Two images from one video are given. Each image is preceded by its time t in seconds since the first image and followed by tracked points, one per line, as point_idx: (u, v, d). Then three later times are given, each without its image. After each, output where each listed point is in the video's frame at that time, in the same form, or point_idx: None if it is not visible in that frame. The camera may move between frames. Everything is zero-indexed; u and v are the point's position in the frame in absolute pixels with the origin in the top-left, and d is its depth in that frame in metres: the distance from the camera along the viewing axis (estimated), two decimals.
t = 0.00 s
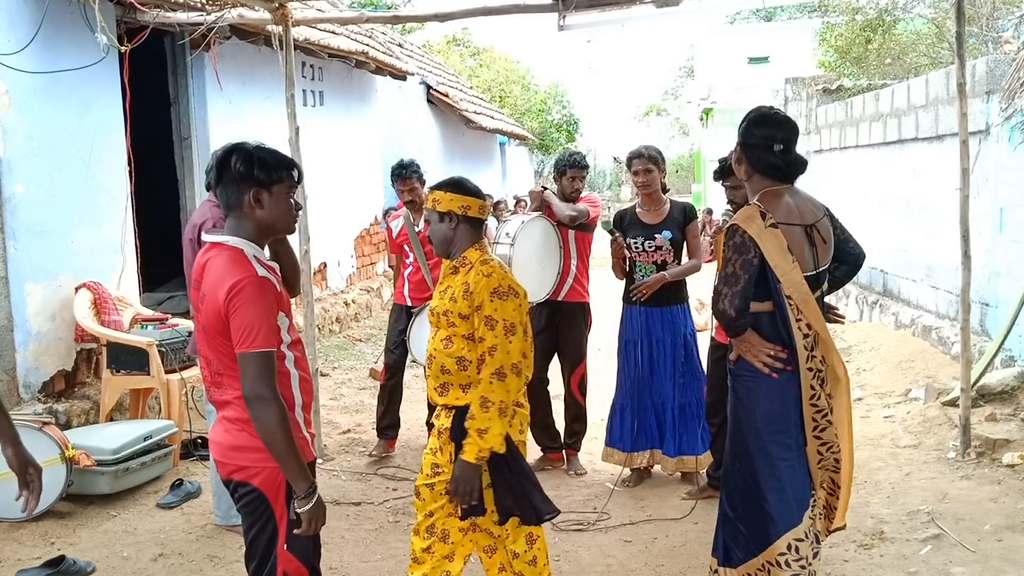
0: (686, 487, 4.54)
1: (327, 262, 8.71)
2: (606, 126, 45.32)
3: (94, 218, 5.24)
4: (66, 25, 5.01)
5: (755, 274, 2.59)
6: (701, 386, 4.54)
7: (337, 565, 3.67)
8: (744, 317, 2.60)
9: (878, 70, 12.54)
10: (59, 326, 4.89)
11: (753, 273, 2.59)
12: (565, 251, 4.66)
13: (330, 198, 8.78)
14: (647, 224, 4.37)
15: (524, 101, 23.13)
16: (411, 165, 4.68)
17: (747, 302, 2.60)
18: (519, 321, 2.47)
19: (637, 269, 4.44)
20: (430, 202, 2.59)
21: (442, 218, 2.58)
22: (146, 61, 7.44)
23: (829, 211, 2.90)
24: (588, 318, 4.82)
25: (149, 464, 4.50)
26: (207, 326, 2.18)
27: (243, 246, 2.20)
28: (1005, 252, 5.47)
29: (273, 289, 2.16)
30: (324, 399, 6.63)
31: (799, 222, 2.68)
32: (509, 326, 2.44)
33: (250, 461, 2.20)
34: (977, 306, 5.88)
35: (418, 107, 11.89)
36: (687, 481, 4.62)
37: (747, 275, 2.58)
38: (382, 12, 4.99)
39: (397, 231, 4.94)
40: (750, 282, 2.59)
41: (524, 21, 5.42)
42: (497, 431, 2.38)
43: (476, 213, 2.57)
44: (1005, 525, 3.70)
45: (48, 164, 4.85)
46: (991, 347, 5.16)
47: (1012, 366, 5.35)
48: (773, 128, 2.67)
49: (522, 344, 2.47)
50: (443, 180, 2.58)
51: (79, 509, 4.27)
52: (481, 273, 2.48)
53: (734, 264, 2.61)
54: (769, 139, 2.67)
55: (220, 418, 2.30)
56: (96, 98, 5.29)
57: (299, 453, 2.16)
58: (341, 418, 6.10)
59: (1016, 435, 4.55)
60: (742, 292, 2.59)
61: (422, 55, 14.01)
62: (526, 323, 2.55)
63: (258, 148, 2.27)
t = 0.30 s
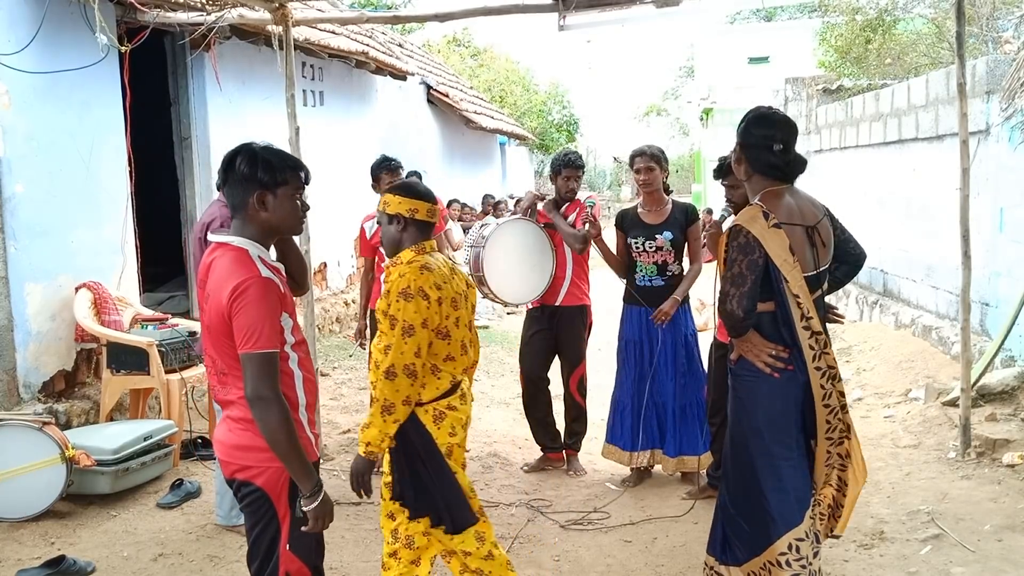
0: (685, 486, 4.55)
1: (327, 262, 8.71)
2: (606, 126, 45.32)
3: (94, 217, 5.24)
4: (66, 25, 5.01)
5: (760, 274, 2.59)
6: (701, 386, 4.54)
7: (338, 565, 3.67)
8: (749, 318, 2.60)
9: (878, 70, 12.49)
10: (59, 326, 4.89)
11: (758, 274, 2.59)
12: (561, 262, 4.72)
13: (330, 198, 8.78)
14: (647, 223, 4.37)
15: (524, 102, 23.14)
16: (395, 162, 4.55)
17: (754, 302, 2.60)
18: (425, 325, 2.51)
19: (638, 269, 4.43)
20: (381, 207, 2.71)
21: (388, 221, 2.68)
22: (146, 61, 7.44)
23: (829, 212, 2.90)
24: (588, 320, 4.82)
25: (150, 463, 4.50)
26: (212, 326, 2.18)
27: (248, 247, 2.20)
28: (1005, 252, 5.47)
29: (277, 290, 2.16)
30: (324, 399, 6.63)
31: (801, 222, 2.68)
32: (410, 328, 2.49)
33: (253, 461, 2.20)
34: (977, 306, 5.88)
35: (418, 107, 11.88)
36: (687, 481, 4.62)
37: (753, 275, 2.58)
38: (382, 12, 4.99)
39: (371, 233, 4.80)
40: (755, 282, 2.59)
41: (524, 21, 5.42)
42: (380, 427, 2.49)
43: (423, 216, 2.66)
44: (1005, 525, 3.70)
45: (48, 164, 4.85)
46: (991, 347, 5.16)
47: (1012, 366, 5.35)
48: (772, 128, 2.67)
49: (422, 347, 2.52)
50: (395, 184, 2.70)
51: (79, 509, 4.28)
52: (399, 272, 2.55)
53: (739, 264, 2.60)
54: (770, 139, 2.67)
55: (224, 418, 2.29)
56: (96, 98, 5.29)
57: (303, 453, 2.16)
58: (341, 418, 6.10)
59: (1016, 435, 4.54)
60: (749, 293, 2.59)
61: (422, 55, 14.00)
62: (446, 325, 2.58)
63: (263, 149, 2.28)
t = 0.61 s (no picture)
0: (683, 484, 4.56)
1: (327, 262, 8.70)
2: (606, 126, 45.32)
3: (94, 217, 5.24)
4: (66, 25, 5.01)
5: (765, 273, 2.59)
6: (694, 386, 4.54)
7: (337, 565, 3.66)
8: (753, 317, 2.60)
9: (878, 70, 12.40)
10: (59, 326, 4.89)
11: (763, 274, 2.59)
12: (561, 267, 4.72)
13: (329, 198, 8.78)
14: (640, 223, 4.38)
15: (524, 102, 23.15)
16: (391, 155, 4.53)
17: (759, 302, 2.60)
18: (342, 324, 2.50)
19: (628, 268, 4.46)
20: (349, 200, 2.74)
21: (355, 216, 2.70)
22: (146, 61, 7.44)
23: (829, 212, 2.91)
24: (589, 320, 4.83)
25: (150, 463, 4.50)
26: (220, 324, 2.17)
27: (258, 245, 2.19)
28: (1005, 252, 5.47)
29: (287, 290, 2.16)
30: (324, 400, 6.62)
31: (803, 221, 2.68)
32: (338, 322, 2.52)
33: (260, 460, 2.20)
34: (977, 306, 5.88)
35: (418, 107, 11.88)
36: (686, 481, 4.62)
37: (758, 274, 2.58)
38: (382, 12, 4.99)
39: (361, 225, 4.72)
40: (761, 282, 2.59)
41: (524, 21, 5.42)
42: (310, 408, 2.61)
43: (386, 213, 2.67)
44: (1005, 524, 3.70)
45: (48, 164, 4.85)
46: (990, 347, 5.16)
47: (1012, 366, 5.35)
48: (772, 127, 2.67)
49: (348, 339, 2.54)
50: (361, 178, 2.72)
51: (79, 509, 4.28)
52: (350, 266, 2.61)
53: (744, 263, 2.60)
54: (770, 139, 2.67)
55: (228, 416, 2.29)
56: (96, 98, 5.29)
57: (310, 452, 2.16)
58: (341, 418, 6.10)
59: (1016, 435, 4.54)
60: (755, 292, 2.59)
61: (422, 55, 14.00)
62: (381, 320, 2.57)
63: (277, 150, 2.26)
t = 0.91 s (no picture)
0: (667, 489, 4.53)
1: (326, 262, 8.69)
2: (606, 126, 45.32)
3: (94, 218, 5.24)
4: (66, 24, 5.01)
5: (766, 273, 2.59)
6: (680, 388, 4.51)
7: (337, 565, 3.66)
8: (753, 317, 2.60)
9: (878, 70, 12.56)
10: (59, 326, 4.89)
11: (764, 273, 2.59)
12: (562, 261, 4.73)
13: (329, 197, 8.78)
14: (633, 223, 4.37)
15: (524, 101, 23.14)
16: (402, 154, 4.49)
17: (760, 302, 2.60)
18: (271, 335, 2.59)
19: (620, 268, 4.46)
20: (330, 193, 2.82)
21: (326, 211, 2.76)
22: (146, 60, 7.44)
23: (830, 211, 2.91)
24: (589, 322, 4.82)
25: (150, 463, 4.49)
26: (244, 322, 2.19)
27: (282, 245, 2.19)
28: (1005, 252, 5.47)
29: (309, 289, 2.16)
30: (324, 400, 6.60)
31: (804, 221, 2.68)
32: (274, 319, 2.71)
33: (280, 457, 2.20)
34: (977, 306, 5.88)
35: (419, 107, 11.88)
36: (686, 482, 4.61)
37: (759, 274, 2.58)
38: (382, 12, 4.99)
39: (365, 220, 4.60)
40: (762, 281, 2.59)
41: (524, 21, 5.42)
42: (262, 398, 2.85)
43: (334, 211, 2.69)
44: (1005, 524, 3.70)
45: (48, 164, 4.85)
46: (990, 347, 5.16)
47: (1012, 366, 5.35)
48: (773, 127, 2.67)
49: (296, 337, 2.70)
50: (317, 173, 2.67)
51: (79, 508, 4.27)
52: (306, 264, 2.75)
53: (744, 263, 2.61)
54: (772, 139, 2.67)
55: (251, 413, 2.30)
56: (96, 98, 5.28)
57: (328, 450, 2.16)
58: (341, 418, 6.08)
59: (1016, 435, 4.53)
60: (756, 292, 2.59)
61: (422, 55, 14.00)
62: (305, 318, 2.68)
63: (305, 153, 2.26)
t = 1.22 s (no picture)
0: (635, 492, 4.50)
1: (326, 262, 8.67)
2: (606, 125, 45.32)
3: (94, 217, 5.24)
4: (67, 25, 5.01)
5: (762, 273, 2.59)
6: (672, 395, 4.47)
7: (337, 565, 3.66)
8: (750, 316, 2.60)
9: (878, 70, 12.54)
10: (59, 326, 4.89)
11: (760, 272, 2.59)
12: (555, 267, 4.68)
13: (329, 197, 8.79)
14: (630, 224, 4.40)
15: (525, 101, 23.15)
16: (405, 153, 4.52)
17: (756, 300, 2.60)
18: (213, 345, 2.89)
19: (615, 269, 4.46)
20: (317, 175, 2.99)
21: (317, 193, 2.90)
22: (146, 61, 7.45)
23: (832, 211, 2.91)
24: (587, 322, 4.83)
25: (150, 463, 4.49)
26: (297, 317, 2.22)
27: (336, 245, 2.23)
28: (1006, 252, 5.47)
29: (361, 288, 2.20)
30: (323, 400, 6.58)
31: (804, 220, 2.68)
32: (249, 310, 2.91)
33: (319, 451, 2.21)
34: (978, 306, 5.88)
35: (419, 107, 11.88)
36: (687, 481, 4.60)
37: (755, 273, 2.58)
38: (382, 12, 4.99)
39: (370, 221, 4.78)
40: (758, 281, 2.59)
41: (524, 21, 5.42)
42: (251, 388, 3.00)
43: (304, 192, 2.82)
44: (1006, 524, 3.70)
45: (48, 163, 4.85)
46: (991, 347, 5.15)
47: (1012, 366, 5.34)
48: (774, 127, 2.66)
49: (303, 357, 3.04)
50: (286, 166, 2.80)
51: (79, 508, 4.28)
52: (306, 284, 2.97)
53: (741, 262, 2.61)
54: (773, 139, 2.67)
55: (295, 408, 2.31)
56: (97, 97, 5.29)
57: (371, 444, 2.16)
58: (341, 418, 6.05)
59: (1016, 435, 4.53)
60: (751, 291, 2.59)
61: (423, 55, 13.99)
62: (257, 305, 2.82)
63: (365, 157, 2.28)
